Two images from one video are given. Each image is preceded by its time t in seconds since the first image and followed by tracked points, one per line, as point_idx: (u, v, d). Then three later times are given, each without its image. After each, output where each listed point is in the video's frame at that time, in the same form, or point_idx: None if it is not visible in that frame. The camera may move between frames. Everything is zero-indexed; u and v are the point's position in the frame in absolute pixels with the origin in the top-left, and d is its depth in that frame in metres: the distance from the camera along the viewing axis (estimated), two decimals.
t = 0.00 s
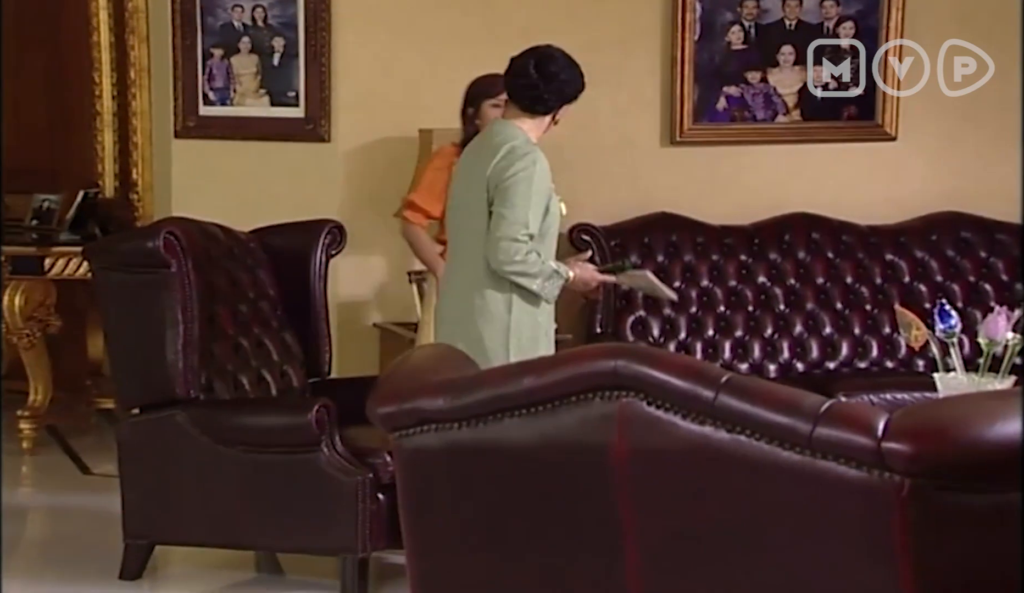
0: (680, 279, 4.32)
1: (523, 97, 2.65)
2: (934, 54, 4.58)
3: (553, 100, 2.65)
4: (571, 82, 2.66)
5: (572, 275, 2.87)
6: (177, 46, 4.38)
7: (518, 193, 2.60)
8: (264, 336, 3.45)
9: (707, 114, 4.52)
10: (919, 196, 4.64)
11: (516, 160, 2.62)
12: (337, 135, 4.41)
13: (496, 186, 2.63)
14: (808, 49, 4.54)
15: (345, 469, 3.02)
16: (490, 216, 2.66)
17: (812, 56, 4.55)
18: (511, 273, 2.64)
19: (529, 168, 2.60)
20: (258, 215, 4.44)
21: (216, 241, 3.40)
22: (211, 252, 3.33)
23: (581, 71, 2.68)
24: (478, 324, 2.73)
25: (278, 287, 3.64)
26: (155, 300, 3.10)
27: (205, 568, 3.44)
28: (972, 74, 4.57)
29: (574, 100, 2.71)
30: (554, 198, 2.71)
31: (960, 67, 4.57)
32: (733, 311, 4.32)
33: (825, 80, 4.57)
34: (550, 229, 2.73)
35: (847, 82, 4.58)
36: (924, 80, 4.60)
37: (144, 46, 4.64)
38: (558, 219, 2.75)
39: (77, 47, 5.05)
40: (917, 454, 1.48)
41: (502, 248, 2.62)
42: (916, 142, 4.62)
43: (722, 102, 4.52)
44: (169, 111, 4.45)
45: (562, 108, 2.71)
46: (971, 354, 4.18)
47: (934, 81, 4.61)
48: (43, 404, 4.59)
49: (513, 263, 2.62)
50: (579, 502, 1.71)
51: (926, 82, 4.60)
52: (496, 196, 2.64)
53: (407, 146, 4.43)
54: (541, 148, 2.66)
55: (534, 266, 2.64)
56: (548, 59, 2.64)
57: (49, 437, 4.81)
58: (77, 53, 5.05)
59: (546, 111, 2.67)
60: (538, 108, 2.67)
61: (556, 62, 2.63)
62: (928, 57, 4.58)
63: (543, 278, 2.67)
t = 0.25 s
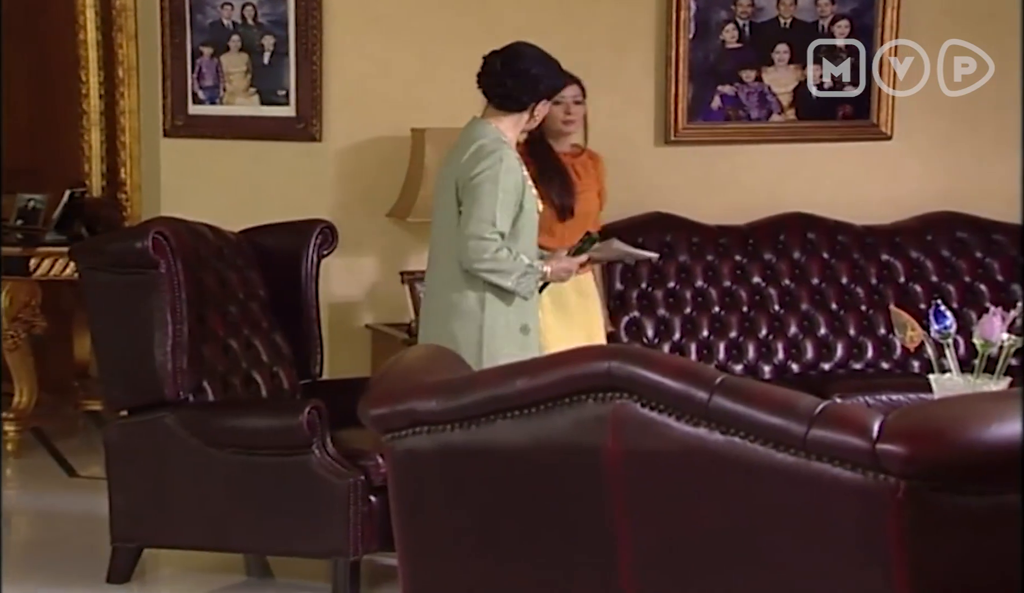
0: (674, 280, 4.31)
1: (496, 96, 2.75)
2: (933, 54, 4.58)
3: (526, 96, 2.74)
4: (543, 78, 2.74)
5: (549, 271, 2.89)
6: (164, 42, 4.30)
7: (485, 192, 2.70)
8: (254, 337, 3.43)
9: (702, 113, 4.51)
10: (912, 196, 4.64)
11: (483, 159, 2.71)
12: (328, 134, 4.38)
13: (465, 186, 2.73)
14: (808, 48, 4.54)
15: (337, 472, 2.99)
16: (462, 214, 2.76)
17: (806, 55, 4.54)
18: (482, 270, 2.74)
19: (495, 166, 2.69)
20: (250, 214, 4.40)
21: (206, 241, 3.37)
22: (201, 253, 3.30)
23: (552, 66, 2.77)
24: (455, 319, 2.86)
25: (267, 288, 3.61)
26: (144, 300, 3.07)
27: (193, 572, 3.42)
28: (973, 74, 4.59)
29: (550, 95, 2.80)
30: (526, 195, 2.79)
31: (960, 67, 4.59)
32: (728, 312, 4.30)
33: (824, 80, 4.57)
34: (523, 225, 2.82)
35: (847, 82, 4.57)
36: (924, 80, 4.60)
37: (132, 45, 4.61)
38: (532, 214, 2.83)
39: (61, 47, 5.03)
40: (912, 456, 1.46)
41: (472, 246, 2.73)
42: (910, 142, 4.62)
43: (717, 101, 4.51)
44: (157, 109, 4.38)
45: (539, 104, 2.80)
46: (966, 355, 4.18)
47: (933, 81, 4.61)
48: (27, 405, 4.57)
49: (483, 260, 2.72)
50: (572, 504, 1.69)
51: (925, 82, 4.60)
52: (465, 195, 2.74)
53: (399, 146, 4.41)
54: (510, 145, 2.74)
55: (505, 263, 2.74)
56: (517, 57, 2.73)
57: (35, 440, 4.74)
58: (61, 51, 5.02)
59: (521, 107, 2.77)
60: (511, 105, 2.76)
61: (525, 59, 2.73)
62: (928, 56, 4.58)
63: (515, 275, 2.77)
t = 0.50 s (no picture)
0: (669, 280, 4.29)
1: (474, 97, 2.82)
2: (934, 54, 4.58)
3: (502, 96, 2.80)
4: (519, 77, 2.79)
5: (540, 282, 2.88)
6: (154, 41, 4.29)
7: (462, 191, 2.75)
8: (245, 338, 3.41)
9: (696, 112, 4.50)
10: (907, 196, 4.63)
11: (460, 159, 2.77)
12: (320, 133, 4.36)
13: (442, 185, 2.79)
14: (809, 49, 4.53)
15: (329, 474, 2.97)
16: (441, 214, 2.82)
17: (801, 54, 4.53)
18: (462, 271, 2.77)
19: (471, 165, 2.75)
20: (241, 214, 4.39)
21: (196, 241, 3.35)
22: (191, 253, 3.29)
23: (529, 65, 2.80)
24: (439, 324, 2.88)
25: (259, 288, 3.60)
26: (134, 300, 3.05)
27: (184, 575, 3.39)
28: (972, 74, 4.59)
29: (529, 94, 2.84)
30: (507, 196, 2.83)
31: (960, 67, 4.59)
32: (723, 313, 4.29)
33: (825, 80, 4.56)
34: (504, 227, 2.85)
35: (847, 83, 4.57)
36: (923, 80, 4.60)
37: (120, 43, 4.56)
38: (515, 216, 2.87)
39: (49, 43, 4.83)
40: (909, 457, 1.45)
41: (451, 246, 2.77)
42: (905, 141, 4.61)
43: (712, 100, 4.50)
44: (147, 108, 4.37)
45: (519, 103, 2.85)
46: (962, 356, 4.17)
47: (934, 81, 4.61)
48: (14, 408, 4.43)
49: (462, 261, 2.76)
50: (564, 507, 1.68)
51: (925, 82, 4.60)
52: (443, 194, 2.80)
53: (392, 144, 4.39)
54: (487, 144, 2.78)
55: (485, 265, 2.76)
56: (491, 57, 2.79)
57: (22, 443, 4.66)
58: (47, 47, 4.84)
59: (498, 107, 2.83)
60: (488, 104, 2.83)
61: (499, 59, 2.78)
62: (928, 56, 4.58)
63: (498, 279, 2.78)
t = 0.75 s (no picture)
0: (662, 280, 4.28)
1: (456, 98, 2.84)
2: (934, 54, 4.56)
3: (483, 96, 2.82)
4: (500, 77, 2.80)
5: (528, 290, 2.87)
6: (141, 40, 4.28)
7: (447, 194, 2.76)
8: (233, 339, 3.39)
9: (690, 110, 4.49)
10: (900, 195, 4.62)
11: (445, 161, 2.78)
12: (310, 132, 4.34)
13: (427, 188, 2.81)
14: (808, 49, 4.54)
15: (319, 475, 2.95)
16: (427, 218, 2.83)
17: (793, 53, 4.53)
18: (454, 275, 2.78)
19: (455, 167, 2.76)
20: (228, 214, 4.37)
21: (184, 241, 3.33)
22: (178, 253, 3.26)
23: (509, 63, 2.81)
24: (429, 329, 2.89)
25: (248, 289, 3.58)
26: (120, 300, 3.02)
27: (171, 578, 3.37)
28: (973, 74, 4.52)
29: (512, 92, 2.83)
30: (491, 197, 2.84)
31: (960, 67, 4.53)
32: (715, 312, 4.28)
33: (824, 79, 4.57)
34: (490, 229, 2.87)
35: (847, 83, 4.57)
36: (923, 82, 4.58)
37: (106, 38, 4.34)
38: (501, 218, 2.88)
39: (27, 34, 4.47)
40: (901, 458, 1.44)
41: (441, 250, 2.77)
42: (898, 140, 4.61)
43: (705, 99, 4.49)
44: (133, 106, 4.35)
45: (501, 103, 2.85)
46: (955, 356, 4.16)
47: (934, 82, 4.58)
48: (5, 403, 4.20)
49: (453, 264, 2.76)
50: (555, 510, 1.67)
51: (925, 84, 4.58)
52: (428, 197, 2.81)
53: (384, 143, 4.37)
54: (470, 146, 2.80)
55: (476, 268, 2.77)
56: (469, 59, 2.80)
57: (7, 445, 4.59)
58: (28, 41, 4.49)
59: (479, 106, 2.85)
60: (470, 105, 2.84)
61: (477, 60, 2.79)
62: (929, 56, 4.56)
63: (489, 283, 2.79)
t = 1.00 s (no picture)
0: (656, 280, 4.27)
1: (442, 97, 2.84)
2: (934, 54, 4.58)
3: (469, 95, 2.82)
4: (486, 75, 2.80)
5: (516, 279, 2.89)
6: (132, 38, 4.23)
7: (433, 191, 2.76)
8: (224, 340, 3.38)
9: (684, 109, 4.48)
10: (893, 194, 4.62)
11: (431, 158, 2.78)
12: (301, 131, 4.33)
13: (414, 185, 2.81)
14: (808, 49, 4.53)
15: (311, 476, 2.94)
16: (414, 216, 2.82)
17: (787, 52, 4.52)
18: (438, 271, 2.77)
19: (440, 165, 2.76)
20: (219, 214, 4.35)
21: (175, 241, 3.31)
22: (169, 252, 3.24)
23: (494, 61, 2.80)
24: (418, 325, 2.88)
25: (240, 289, 3.57)
26: (111, 301, 3.00)
27: (162, 580, 3.36)
28: (973, 74, 4.57)
29: (499, 90, 2.83)
30: (479, 194, 2.82)
31: (960, 67, 4.58)
32: (710, 312, 4.27)
33: (824, 79, 4.56)
34: (479, 225, 2.85)
35: (847, 83, 4.56)
36: (921, 81, 4.59)
37: (95, 38, 4.36)
38: (490, 215, 2.86)
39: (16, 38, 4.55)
40: (895, 459, 1.43)
41: (425, 247, 2.76)
42: (892, 140, 4.60)
43: (699, 98, 4.48)
44: (124, 107, 4.30)
45: (489, 101, 2.84)
46: (949, 356, 4.17)
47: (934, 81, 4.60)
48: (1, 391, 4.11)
49: (437, 261, 2.76)
50: (548, 512, 1.65)
51: (924, 83, 4.59)
52: (415, 195, 2.81)
53: (377, 142, 4.36)
54: (458, 143, 2.79)
55: (461, 263, 2.76)
56: (453, 58, 2.80)
57: None
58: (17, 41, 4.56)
59: (466, 106, 2.84)
60: (457, 104, 2.84)
61: (462, 59, 2.79)
62: (928, 56, 4.57)
63: (475, 276, 2.78)
